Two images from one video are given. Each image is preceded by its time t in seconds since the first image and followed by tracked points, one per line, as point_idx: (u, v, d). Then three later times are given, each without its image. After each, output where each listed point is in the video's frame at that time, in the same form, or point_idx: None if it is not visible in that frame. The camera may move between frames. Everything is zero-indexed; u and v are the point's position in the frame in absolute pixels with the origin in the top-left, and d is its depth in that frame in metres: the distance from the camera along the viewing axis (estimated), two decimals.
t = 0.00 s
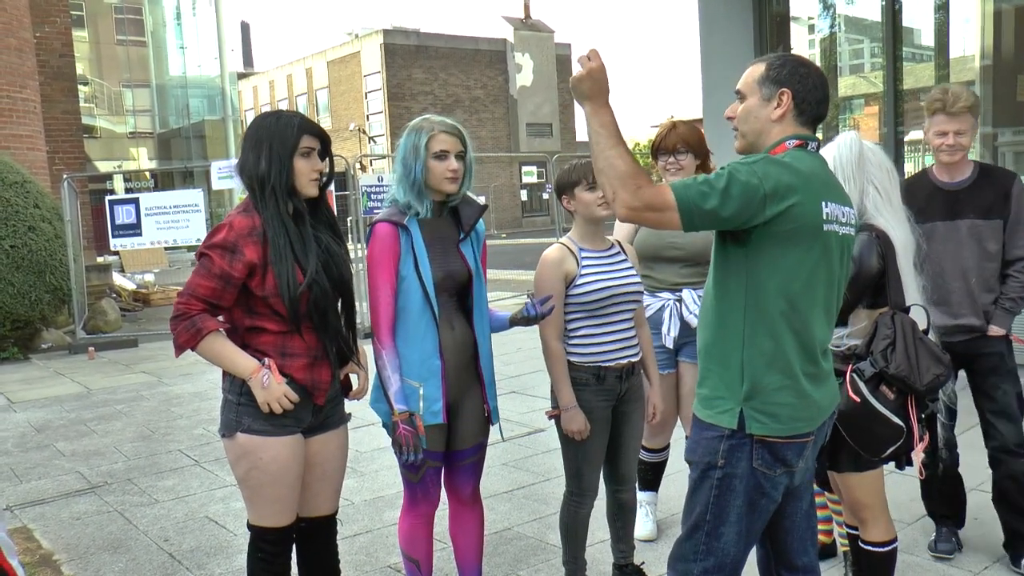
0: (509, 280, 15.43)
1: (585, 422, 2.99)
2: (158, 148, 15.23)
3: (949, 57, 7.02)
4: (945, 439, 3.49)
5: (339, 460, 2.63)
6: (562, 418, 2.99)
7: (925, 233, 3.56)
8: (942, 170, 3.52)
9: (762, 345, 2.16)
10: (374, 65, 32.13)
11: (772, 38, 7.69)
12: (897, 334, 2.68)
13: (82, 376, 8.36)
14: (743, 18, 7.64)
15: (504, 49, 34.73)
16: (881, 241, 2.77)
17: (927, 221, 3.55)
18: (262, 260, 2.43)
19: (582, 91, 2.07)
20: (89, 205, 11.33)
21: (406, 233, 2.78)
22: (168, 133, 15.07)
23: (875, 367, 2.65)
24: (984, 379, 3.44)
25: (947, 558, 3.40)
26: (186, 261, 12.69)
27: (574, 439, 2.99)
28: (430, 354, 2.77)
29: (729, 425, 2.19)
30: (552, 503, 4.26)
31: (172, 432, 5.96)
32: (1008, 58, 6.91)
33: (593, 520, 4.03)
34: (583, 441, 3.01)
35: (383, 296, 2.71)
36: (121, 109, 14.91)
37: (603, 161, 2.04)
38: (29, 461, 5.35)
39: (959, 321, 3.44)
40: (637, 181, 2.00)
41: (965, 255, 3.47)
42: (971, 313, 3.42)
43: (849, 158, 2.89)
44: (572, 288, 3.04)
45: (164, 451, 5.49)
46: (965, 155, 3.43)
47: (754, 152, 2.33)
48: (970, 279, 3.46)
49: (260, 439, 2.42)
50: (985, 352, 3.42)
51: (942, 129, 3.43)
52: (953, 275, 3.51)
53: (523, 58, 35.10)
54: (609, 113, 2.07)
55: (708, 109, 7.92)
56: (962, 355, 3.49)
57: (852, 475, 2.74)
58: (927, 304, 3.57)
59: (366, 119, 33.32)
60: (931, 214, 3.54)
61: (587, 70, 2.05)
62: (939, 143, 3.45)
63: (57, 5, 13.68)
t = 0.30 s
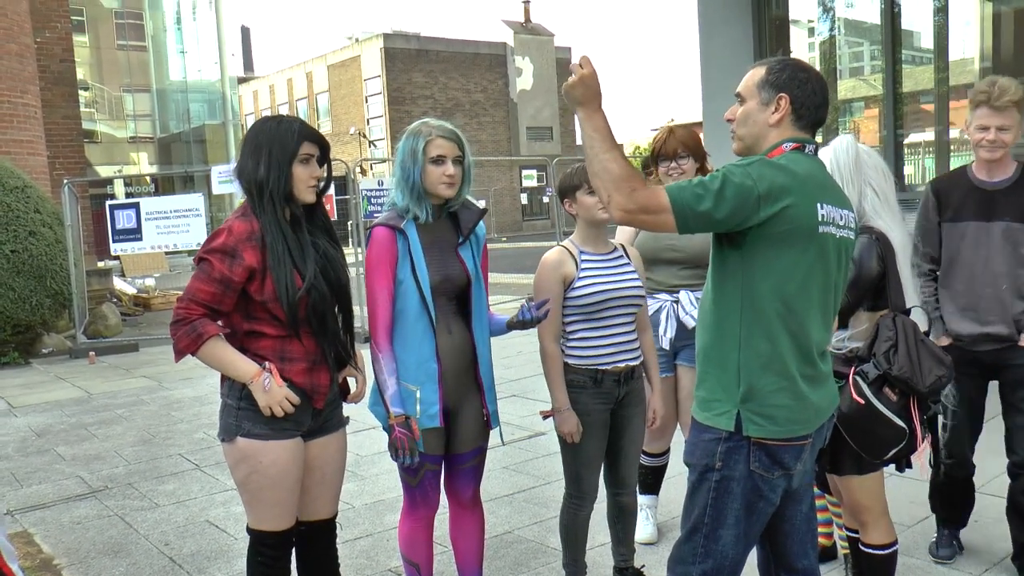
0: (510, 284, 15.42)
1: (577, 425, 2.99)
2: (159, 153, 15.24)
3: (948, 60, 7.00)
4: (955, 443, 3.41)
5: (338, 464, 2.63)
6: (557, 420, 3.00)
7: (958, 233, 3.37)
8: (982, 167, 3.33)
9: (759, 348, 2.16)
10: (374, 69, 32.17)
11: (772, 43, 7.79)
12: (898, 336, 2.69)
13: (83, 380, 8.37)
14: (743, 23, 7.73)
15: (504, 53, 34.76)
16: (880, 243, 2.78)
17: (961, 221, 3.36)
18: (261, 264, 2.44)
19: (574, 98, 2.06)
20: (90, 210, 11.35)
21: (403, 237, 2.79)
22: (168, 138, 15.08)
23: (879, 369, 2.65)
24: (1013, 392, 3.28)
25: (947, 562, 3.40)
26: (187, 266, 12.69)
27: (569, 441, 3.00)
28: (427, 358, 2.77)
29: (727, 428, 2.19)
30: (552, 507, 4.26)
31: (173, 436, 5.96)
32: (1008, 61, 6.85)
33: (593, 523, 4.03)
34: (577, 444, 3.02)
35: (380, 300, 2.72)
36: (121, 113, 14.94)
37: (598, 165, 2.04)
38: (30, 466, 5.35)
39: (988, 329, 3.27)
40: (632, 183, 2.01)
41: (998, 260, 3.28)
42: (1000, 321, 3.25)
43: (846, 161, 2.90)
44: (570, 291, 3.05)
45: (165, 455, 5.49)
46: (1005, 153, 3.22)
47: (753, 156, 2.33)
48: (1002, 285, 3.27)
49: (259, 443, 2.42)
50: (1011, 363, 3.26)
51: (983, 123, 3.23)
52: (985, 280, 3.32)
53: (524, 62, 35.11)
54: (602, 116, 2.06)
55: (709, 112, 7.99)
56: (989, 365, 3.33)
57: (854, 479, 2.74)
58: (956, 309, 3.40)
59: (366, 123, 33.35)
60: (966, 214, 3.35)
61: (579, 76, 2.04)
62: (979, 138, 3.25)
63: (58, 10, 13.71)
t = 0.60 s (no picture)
0: (510, 286, 15.43)
1: (580, 425, 3.00)
2: (159, 155, 15.19)
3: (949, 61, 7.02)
4: (998, 453, 3.17)
5: (338, 466, 2.63)
6: (558, 420, 3.00)
7: (986, 234, 3.19)
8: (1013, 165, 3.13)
9: (758, 349, 2.16)
10: (374, 71, 32.19)
11: (772, 45, 7.80)
12: (902, 336, 2.68)
13: (83, 382, 8.37)
14: (742, 25, 7.73)
15: (505, 55, 34.77)
16: (880, 245, 2.78)
17: (990, 222, 3.17)
18: (262, 266, 2.44)
19: (571, 102, 2.07)
20: (91, 212, 11.36)
21: (403, 239, 2.79)
22: (168, 140, 15.08)
23: (884, 370, 2.65)
24: None
25: None
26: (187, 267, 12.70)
27: (569, 442, 3.00)
28: (428, 359, 2.78)
29: (727, 428, 2.19)
30: (553, 508, 4.26)
31: (173, 438, 5.96)
32: (1008, 62, 6.89)
33: (593, 524, 4.03)
34: (578, 444, 3.02)
35: (381, 301, 2.72)
36: (121, 115, 14.98)
37: (595, 167, 2.05)
38: (30, 467, 5.34)
39: (1018, 334, 3.07)
40: (630, 185, 2.01)
41: None
42: None
43: (846, 163, 2.91)
44: (571, 293, 3.05)
45: (165, 456, 5.49)
46: None
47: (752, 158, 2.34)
48: None
49: (260, 444, 2.42)
50: None
51: (1015, 116, 3.02)
52: (1016, 283, 3.11)
53: (524, 64, 35.10)
54: (599, 118, 2.07)
55: (709, 114, 7.97)
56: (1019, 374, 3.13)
57: (857, 480, 2.74)
58: (982, 312, 3.20)
59: (366, 125, 33.35)
60: (995, 214, 3.16)
61: (575, 81, 2.05)
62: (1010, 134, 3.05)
63: (58, 13, 13.73)
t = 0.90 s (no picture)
0: (510, 286, 15.44)
1: (581, 425, 3.00)
2: (160, 155, 15.19)
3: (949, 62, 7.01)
4: None
5: (339, 465, 2.63)
6: (559, 420, 3.01)
7: (1002, 243, 3.02)
8: None
9: (759, 348, 2.16)
10: (375, 71, 32.21)
11: (773, 45, 7.84)
12: (905, 336, 2.68)
13: (84, 382, 8.37)
14: (743, 25, 7.78)
15: (505, 55, 34.78)
16: (882, 245, 2.78)
17: (1006, 231, 3.01)
18: (263, 265, 2.44)
19: (572, 100, 2.06)
20: (92, 212, 11.36)
21: (404, 239, 2.79)
22: (169, 140, 15.09)
23: (888, 370, 2.65)
24: None
25: None
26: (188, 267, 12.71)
27: (570, 442, 3.00)
28: (429, 359, 2.77)
29: (727, 428, 2.19)
30: (553, 508, 4.26)
31: (173, 438, 5.96)
32: (1008, 62, 6.89)
33: (594, 524, 4.03)
34: (580, 444, 3.02)
35: (382, 301, 2.72)
36: (122, 115, 14.98)
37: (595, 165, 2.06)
38: (31, 467, 5.34)
39: None
40: (630, 183, 2.02)
41: None
42: None
43: (846, 163, 2.91)
44: (572, 292, 3.05)
45: (165, 456, 5.49)
46: None
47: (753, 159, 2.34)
48: None
49: (262, 444, 2.42)
50: None
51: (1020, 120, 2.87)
52: None
53: (525, 65, 35.09)
54: (600, 117, 2.08)
55: (709, 114, 7.98)
56: None
57: (858, 479, 2.74)
58: (1000, 323, 3.03)
59: (367, 125, 33.36)
60: (1011, 223, 3.00)
61: (575, 79, 2.05)
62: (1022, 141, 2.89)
63: (59, 12, 13.73)
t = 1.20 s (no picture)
0: (510, 286, 15.45)
1: (582, 425, 3.00)
2: (160, 155, 15.21)
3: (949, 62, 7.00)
4: None
5: (339, 465, 2.64)
6: (560, 420, 3.01)
7: (1009, 246, 2.89)
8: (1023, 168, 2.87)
9: (759, 348, 2.16)
10: (376, 71, 32.22)
11: (773, 45, 7.84)
12: (905, 336, 2.68)
13: (85, 382, 8.38)
14: (743, 25, 7.79)
15: (506, 55, 34.78)
16: (882, 245, 2.78)
17: (1013, 233, 2.87)
18: (263, 265, 2.44)
19: (574, 102, 2.06)
20: (92, 212, 11.36)
21: (407, 239, 2.79)
22: (170, 140, 15.09)
23: (888, 370, 2.65)
24: None
25: None
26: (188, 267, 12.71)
27: (571, 442, 3.00)
28: (430, 358, 2.77)
29: (727, 427, 2.19)
30: (553, 508, 4.26)
31: (174, 438, 5.97)
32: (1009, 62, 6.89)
33: (595, 525, 4.03)
34: (580, 445, 3.02)
35: (383, 301, 2.72)
36: (122, 115, 14.98)
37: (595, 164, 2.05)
38: (32, 467, 5.35)
39: None
40: (631, 182, 2.02)
41: None
42: None
43: (846, 163, 2.92)
44: (572, 292, 3.05)
45: (166, 456, 5.49)
46: None
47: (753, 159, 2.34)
48: None
49: (263, 444, 2.42)
50: None
51: (1013, 117, 2.80)
52: None
53: (525, 65, 35.09)
54: (600, 118, 2.08)
55: (709, 114, 7.98)
56: None
57: (858, 479, 2.74)
58: (1015, 332, 2.88)
59: (368, 125, 33.37)
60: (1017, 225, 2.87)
61: (575, 81, 2.04)
62: None
63: (60, 12, 13.73)
